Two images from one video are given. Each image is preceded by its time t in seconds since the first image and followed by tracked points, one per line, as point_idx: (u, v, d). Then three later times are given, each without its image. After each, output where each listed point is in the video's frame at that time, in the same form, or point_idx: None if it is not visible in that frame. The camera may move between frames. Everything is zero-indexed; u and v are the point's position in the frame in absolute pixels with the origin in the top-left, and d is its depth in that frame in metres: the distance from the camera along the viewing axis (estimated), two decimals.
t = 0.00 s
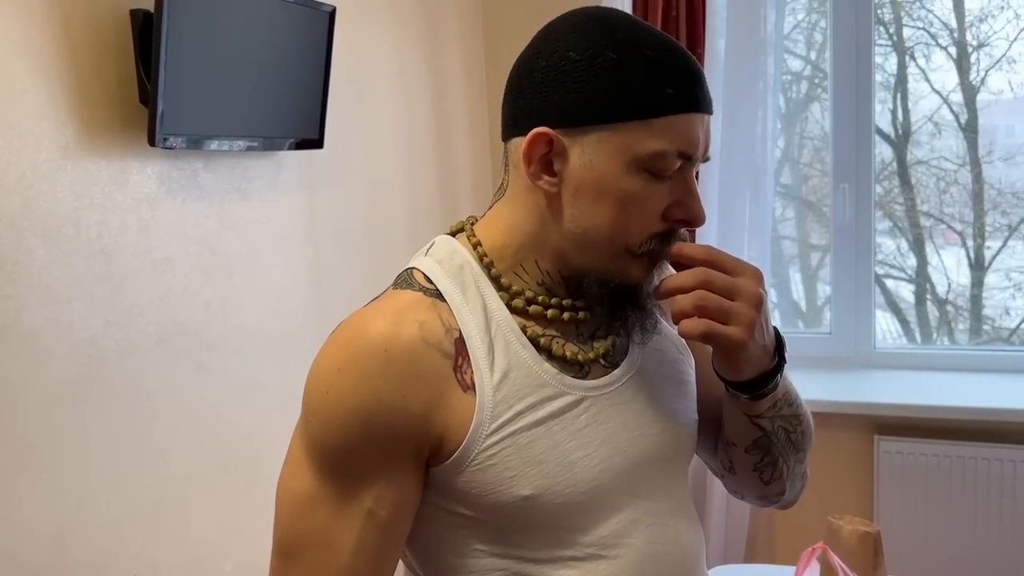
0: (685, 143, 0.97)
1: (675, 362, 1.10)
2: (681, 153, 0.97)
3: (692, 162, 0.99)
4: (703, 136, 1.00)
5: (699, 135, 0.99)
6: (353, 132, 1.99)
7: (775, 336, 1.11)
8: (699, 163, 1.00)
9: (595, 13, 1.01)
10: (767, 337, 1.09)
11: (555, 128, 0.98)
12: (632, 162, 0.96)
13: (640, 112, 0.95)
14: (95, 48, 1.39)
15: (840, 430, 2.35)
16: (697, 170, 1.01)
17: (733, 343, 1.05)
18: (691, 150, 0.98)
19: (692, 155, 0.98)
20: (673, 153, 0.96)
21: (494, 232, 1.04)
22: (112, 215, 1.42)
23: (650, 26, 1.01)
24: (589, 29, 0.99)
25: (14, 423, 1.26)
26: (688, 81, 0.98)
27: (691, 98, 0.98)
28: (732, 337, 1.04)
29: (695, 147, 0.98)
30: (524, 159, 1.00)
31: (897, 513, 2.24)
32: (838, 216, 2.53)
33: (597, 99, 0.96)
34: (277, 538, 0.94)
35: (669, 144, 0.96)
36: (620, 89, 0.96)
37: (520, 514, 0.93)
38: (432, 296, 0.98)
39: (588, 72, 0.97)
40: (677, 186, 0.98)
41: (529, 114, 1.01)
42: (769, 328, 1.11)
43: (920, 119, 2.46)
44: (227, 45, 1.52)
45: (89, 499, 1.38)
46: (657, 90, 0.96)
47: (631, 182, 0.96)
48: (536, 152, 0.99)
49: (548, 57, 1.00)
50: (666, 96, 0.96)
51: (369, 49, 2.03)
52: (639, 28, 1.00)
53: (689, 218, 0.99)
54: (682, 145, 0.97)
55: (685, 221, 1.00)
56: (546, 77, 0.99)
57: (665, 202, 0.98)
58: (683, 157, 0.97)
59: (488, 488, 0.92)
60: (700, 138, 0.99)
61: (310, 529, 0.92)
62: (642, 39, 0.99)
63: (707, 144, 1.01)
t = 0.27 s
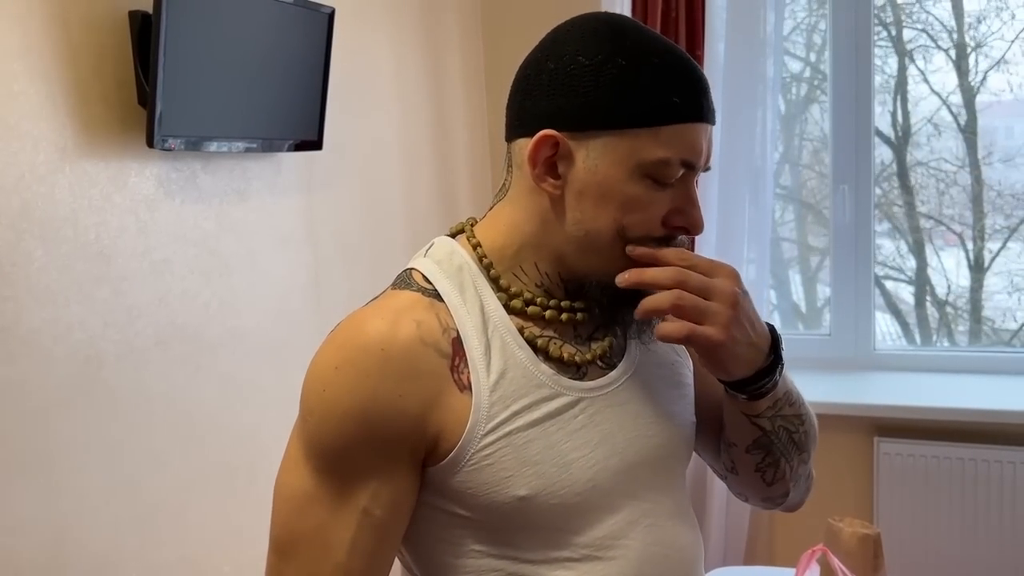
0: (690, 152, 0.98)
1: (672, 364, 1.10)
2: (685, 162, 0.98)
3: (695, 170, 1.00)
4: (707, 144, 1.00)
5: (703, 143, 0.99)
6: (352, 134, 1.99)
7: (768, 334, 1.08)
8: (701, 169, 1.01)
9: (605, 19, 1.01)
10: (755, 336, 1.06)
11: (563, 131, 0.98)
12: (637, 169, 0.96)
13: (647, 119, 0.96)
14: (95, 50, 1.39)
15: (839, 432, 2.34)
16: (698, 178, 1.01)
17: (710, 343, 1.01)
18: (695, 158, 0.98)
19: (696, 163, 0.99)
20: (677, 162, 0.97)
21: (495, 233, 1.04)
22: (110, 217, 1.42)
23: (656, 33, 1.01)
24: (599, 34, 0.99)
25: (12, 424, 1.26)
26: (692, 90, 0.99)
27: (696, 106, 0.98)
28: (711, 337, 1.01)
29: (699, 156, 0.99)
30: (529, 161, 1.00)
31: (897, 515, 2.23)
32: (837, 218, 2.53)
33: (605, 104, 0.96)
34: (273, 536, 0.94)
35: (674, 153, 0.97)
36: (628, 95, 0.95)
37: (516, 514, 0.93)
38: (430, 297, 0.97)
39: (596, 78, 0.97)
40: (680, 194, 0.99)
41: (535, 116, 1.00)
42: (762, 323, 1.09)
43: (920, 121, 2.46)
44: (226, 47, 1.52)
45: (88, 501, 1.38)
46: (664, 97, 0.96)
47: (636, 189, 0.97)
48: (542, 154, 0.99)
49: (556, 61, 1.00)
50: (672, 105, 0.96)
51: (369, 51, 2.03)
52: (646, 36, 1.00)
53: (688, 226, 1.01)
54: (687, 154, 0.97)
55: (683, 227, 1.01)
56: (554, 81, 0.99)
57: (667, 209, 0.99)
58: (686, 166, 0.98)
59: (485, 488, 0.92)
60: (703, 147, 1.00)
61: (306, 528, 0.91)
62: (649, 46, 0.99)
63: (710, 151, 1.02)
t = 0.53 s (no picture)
0: (687, 152, 0.97)
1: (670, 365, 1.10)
2: (681, 162, 0.97)
3: (692, 171, 0.99)
4: (704, 143, 1.00)
5: (700, 144, 0.99)
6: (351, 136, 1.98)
7: (725, 340, 1.07)
8: (699, 169, 1.01)
9: (604, 18, 1.00)
10: (709, 341, 1.05)
11: (559, 131, 0.97)
12: (633, 169, 0.96)
13: (644, 120, 0.95)
14: (92, 51, 1.38)
15: (839, 435, 2.34)
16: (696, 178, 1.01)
17: (654, 354, 1.00)
18: (692, 158, 0.98)
19: (692, 163, 0.98)
20: (672, 162, 0.96)
21: (494, 232, 1.04)
22: (107, 219, 1.42)
23: (655, 34, 1.00)
24: (597, 34, 0.98)
25: (9, 428, 1.25)
26: (690, 90, 0.98)
27: (693, 107, 0.98)
28: (654, 347, 1.00)
29: (696, 157, 0.99)
30: (527, 160, 0.99)
31: (897, 518, 2.23)
32: (837, 219, 2.52)
33: (602, 105, 0.95)
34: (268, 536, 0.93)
35: (670, 153, 0.96)
36: (626, 96, 0.95)
37: (515, 514, 0.92)
38: (429, 295, 0.97)
39: (594, 78, 0.96)
40: (676, 194, 0.98)
41: (533, 116, 1.00)
42: (722, 329, 1.09)
43: (921, 122, 2.45)
44: (224, 48, 1.51)
45: (85, 505, 1.37)
46: (662, 98, 0.95)
47: (633, 189, 0.96)
48: (539, 153, 0.98)
49: (554, 61, 0.99)
50: (670, 106, 0.96)
51: (368, 53, 2.03)
52: (645, 36, 0.99)
53: (686, 226, 1.01)
54: (682, 154, 0.97)
55: (679, 227, 1.01)
56: (552, 81, 0.98)
57: (664, 209, 0.98)
58: (682, 166, 0.98)
59: (484, 489, 0.91)
60: (701, 147, 0.99)
61: (303, 528, 0.90)
62: (648, 47, 0.98)
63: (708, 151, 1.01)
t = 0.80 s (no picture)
0: (681, 157, 0.96)
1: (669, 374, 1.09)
2: (675, 167, 0.96)
3: (687, 176, 0.98)
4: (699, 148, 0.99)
5: (695, 149, 0.98)
6: (350, 139, 1.98)
7: (730, 355, 1.07)
8: (694, 175, 0.99)
9: (598, 24, 0.98)
10: (717, 356, 1.05)
11: (551, 137, 0.96)
12: (628, 175, 0.95)
13: (638, 126, 0.94)
14: (88, 57, 1.37)
15: (840, 439, 2.33)
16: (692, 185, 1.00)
17: (670, 375, 1.00)
18: (687, 163, 0.97)
19: (687, 169, 0.97)
20: (667, 167, 0.95)
21: (488, 240, 1.03)
22: (103, 225, 1.41)
23: (647, 39, 0.99)
24: (590, 40, 0.97)
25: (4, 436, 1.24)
26: (684, 96, 0.97)
27: (688, 113, 0.97)
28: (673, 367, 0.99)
29: (691, 162, 0.97)
30: (520, 167, 0.98)
31: (899, 523, 2.22)
32: (838, 223, 2.51)
33: (595, 111, 0.94)
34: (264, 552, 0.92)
35: (665, 158, 0.95)
36: (619, 102, 0.94)
37: (515, 525, 0.91)
38: (425, 305, 0.96)
39: (587, 84, 0.95)
40: (672, 200, 0.97)
41: (527, 123, 0.99)
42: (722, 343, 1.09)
43: (924, 124, 2.44)
44: (221, 53, 1.50)
45: (81, 512, 1.36)
46: (655, 104, 0.94)
47: (627, 195, 0.95)
48: (532, 161, 0.98)
49: (547, 67, 0.98)
50: (664, 112, 0.94)
51: (367, 56, 2.02)
52: (637, 41, 0.97)
53: (682, 231, 0.98)
54: (677, 159, 0.96)
55: (676, 235, 0.99)
56: (545, 88, 0.97)
57: (659, 215, 0.96)
58: (677, 171, 0.96)
59: (484, 500, 0.90)
60: (696, 153, 0.98)
61: (298, 543, 0.89)
62: (641, 52, 0.97)
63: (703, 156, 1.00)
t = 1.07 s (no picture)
0: (667, 163, 0.95)
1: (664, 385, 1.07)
2: (662, 172, 0.94)
3: (674, 183, 0.96)
4: (686, 153, 0.97)
5: (681, 155, 0.96)
6: (348, 143, 1.97)
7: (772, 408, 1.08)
8: (682, 181, 0.98)
9: (580, 29, 0.99)
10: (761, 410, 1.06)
11: (534, 142, 0.96)
12: (612, 179, 0.93)
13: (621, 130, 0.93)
14: (82, 61, 1.36)
15: (843, 444, 2.31)
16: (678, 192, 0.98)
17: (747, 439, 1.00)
18: (673, 169, 0.95)
19: (674, 173, 0.95)
20: (652, 171, 0.94)
21: (476, 249, 1.02)
22: (97, 231, 1.39)
23: (632, 44, 0.99)
24: (572, 45, 0.98)
25: None
26: (669, 101, 0.96)
27: (673, 118, 0.96)
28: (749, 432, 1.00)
29: (677, 168, 0.96)
30: (503, 173, 0.98)
31: (902, 529, 2.20)
32: (840, 226, 2.49)
33: (577, 113, 0.94)
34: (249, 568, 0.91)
35: (650, 162, 0.94)
36: (601, 103, 0.94)
37: (505, 539, 0.90)
38: (410, 316, 0.95)
39: (568, 87, 0.95)
40: (658, 206, 0.95)
41: (509, 128, 0.99)
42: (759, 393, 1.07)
43: (927, 126, 2.42)
44: (217, 57, 1.49)
45: (74, 521, 1.35)
46: (638, 108, 0.94)
47: (611, 202, 0.93)
48: (515, 166, 0.97)
49: (529, 72, 0.98)
50: (647, 115, 0.94)
51: (365, 59, 2.01)
52: (620, 45, 0.98)
53: (669, 239, 0.97)
54: (663, 164, 0.94)
55: (663, 242, 0.97)
56: (527, 92, 0.97)
57: (644, 223, 0.95)
58: (663, 176, 0.95)
59: (472, 514, 0.89)
60: (682, 158, 0.96)
61: (283, 559, 0.88)
62: (624, 57, 0.97)
63: (690, 162, 0.99)
